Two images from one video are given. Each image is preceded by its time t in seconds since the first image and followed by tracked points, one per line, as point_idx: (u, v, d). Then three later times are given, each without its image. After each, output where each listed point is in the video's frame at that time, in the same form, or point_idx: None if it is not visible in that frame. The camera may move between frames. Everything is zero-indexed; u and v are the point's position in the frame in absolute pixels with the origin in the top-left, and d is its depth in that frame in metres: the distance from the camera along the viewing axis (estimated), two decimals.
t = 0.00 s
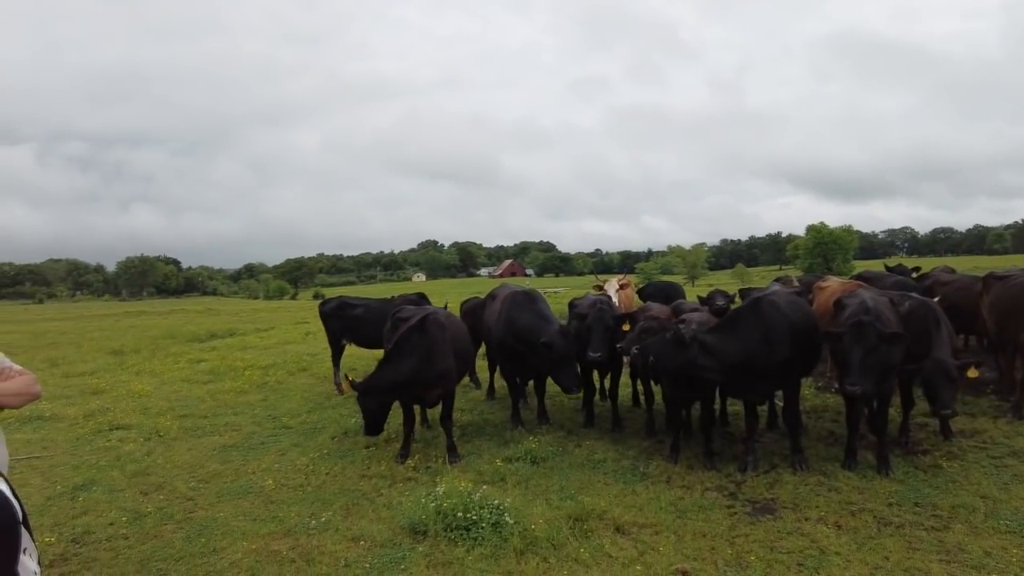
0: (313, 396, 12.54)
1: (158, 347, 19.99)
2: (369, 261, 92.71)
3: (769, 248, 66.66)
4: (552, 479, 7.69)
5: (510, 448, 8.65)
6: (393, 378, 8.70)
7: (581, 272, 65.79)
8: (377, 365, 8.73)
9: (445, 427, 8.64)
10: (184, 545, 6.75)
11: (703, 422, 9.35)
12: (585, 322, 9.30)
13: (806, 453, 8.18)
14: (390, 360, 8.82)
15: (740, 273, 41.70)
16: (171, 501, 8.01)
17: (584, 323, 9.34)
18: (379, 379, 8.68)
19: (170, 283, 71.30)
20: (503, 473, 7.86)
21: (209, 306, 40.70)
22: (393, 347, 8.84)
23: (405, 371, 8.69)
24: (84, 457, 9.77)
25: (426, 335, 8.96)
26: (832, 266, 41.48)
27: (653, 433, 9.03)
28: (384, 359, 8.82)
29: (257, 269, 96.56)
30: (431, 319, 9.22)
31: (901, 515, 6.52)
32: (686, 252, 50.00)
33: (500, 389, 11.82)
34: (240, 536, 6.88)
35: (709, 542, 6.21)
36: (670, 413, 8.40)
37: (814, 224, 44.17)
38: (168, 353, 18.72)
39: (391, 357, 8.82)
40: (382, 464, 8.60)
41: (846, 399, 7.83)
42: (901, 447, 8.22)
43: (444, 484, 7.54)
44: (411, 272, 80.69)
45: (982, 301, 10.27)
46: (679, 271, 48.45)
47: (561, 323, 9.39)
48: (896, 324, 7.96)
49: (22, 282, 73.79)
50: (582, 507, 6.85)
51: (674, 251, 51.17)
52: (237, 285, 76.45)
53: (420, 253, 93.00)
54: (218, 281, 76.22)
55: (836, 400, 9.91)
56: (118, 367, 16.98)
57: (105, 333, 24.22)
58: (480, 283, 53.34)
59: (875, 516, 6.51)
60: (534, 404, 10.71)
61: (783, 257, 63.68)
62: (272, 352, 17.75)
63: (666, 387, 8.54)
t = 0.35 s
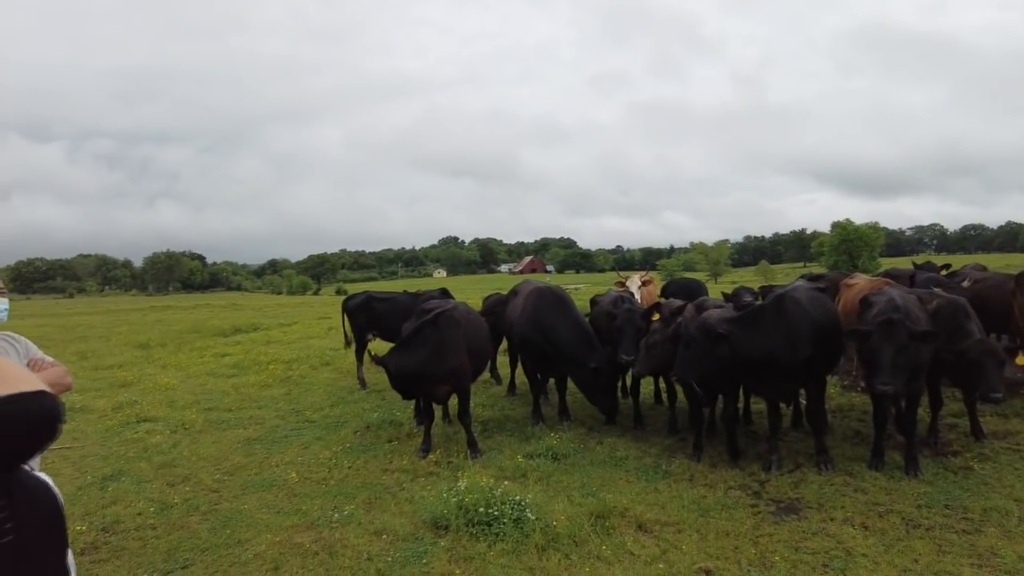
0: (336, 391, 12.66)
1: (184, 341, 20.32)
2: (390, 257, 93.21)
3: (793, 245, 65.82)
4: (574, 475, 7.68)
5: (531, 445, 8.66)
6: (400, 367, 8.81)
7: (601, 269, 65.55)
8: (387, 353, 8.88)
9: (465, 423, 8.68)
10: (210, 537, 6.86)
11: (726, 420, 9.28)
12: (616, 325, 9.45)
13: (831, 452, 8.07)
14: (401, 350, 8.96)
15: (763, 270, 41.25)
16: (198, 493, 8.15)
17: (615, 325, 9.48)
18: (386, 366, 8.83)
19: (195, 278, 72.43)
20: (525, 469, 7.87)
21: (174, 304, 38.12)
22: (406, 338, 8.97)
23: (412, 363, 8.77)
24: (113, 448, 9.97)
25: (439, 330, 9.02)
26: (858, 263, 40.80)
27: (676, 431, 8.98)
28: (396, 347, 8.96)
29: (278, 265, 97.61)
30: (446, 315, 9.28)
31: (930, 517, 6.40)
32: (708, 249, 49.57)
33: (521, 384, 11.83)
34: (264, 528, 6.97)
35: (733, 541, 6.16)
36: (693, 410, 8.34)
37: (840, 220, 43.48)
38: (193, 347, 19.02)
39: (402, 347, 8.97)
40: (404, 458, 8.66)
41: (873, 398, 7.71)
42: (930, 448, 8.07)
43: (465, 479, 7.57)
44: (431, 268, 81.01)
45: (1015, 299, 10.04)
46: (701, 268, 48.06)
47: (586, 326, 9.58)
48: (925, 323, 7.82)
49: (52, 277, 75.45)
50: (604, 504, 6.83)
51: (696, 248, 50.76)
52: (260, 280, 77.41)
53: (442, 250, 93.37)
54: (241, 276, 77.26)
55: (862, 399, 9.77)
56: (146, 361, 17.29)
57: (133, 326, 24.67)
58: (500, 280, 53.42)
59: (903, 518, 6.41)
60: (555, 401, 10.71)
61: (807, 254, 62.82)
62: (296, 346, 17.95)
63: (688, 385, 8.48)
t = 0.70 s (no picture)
0: (355, 385, 12.78)
1: (206, 335, 20.61)
2: (408, 253, 93.68)
3: (814, 242, 65.02)
4: (592, 472, 7.68)
5: (549, 441, 8.67)
6: (421, 364, 8.81)
7: (620, 265, 65.30)
8: (408, 349, 8.86)
9: (483, 418, 8.72)
10: (232, 528, 6.97)
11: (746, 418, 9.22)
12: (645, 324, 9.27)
13: (854, 452, 7.99)
14: (422, 346, 8.94)
15: (784, 267, 40.84)
16: (220, 485, 8.27)
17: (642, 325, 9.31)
18: (407, 362, 8.82)
19: (216, 273, 73.36)
20: (543, 465, 7.88)
21: (197, 299, 38.64)
22: (428, 334, 8.95)
23: (434, 360, 8.79)
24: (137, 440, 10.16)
25: (460, 328, 9.05)
26: (881, 260, 40.20)
27: (695, 428, 8.94)
28: (417, 343, 8.93)
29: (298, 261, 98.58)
30: (467, 312, 9.30)
31: (955, 518, 6.31)
32: (728, 245, 49.17)
33: (538, 380, 11.85)
34: (285, 520, 7.07)
35: (753, 539, 6.13)
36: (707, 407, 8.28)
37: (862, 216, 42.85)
38: (215, 341, 19.30)
39: (423, 342, 8.96)
40: (423, 452, 8.72)
41: (898, 396, 7.62)
42: (955, 449, 7.95)
43: (484, 474, 7.60)
44: (448, 264, 81.26)
45: None
46: (721, 265, 47.69)
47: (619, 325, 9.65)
48: (952, 320, 7.77)
49: (77, 272, 76.86)
50: (622, 501, 6.82)
51: (716, 244, 50.36)
52: (279, 275, 78.20)
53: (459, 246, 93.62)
54: (260, 272, 78.10)
55: (885, 399, 9.65)
56: (169, 354, 17.57)
57: (157, 321, 25.07)
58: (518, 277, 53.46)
59: (927, 519, 6.32)
60: (573, 397, 10.72)
61: (828, 251, 62.07)
62: (316, 341, 18.13)
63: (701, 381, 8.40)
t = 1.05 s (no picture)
0: (372, 381, 12.88)
1: (226, 331, 20.86)
2: (423, 251, 93.96)
3: (833, 240, 64.28)
4: (608, 469, 7.68)
5: (565, 438, 8.69)
6: (441, 366, 8.81)
7: (636, 263, 65.04)
8: (428, 352, 8.81)
9: (499, 415, 8.77)
10: (251, 521, 7.07)
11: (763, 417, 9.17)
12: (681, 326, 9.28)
13: (873, 451, 7.91)
14: (440, 347, 8.91)
15: (803, 265, 40.45)
16: (239, 478, 8.38)
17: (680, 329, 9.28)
18: (428, 366, 8.78)
19: (234, 270, 74.18)
20: (559, 462, 7.90)
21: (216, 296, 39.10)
22: (445, 334, 8.94)
23: (455, 361, 8.81)
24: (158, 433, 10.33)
25: (477, 325, 9.08)
26: (901, 259, 39.66)
27: (712, 427, 8.91)
28: (435, 344, 8.89)
29: (315, 258, 99.27)
30: (482, 309, 9.34)
31: (977, 520, 6.22)
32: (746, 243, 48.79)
33: (554, 377, 11.87)
34: (302, 514, 7.15)
35: (770, 538, 6.10)
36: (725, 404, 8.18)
37: (883, 214, 42.29)
38: (234, 337, 19.53)
39: (441, 342, 8.91)
40: (439, 448, 8.78)
41: (918, 396, 7.52)
42: (978, 450, 7.85)
43: (500, 470, 7.63)
44: (464, 262, 81.43)
45: None
46: (738, 263, 47.33)
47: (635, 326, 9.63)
48: (974, 319, 7.67)
49: (99, 268, 78.11)
50: (638, 498, 6.82)
51: (733, 242, 49.98)
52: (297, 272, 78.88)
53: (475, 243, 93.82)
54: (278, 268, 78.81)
55: (905, 398, 9.54)
56: (189, 349, 17.82)
57: (178, 316, 25.45)
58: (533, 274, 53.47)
59: (948, 520, 6.25)
60: (589, 395, 10.72)
61: (848, 249, 61.35)
62: (334, 337, 18.30)
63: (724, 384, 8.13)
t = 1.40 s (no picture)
0: (384, 377, 12.93)
1: (239, 327, 21.03)
2: (435, 248, 94.16)
3: (847, 238, 63.76)
4: (620, 467, 7.68)
5: (577, 435, 8.68)
6: (458, 364, 8.81)
7: (647, 261, 64.86)
8: (443, 351, 8.80)
9: (510, 411, 8.79)
10: (264, 515, 7.13)
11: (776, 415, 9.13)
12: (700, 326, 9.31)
13: (888, 451, 7.85)
14: (454, 345, 8.89)
15: (817, 264, 40.18)
16: (252, 473, 8.45)
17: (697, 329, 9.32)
18: (445, 365, 8.77)
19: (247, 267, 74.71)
20: (570, 459, 7.90)
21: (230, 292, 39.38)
22: (460, 333, 8.92)
23: (471, 358, 8.82)
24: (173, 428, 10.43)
25: (490, 322, 9.09)
26: (918, 256, 39.22)
27: (725, 425, 8.88)
28: (449, 343, 8.87)
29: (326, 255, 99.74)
30: (493, 306, 9.34)
31: (994, 521, 6.16)
32: (759, 241, 48.50)
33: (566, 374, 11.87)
34: (315, 509, 7.20)
35: (783, 537, 6.07)
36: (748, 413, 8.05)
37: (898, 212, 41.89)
38: (248, 333, 19.68)
39: (456, 341, 8.88)
40: (451, 444, 8.80)
41: (935, 396, 7.45)
42: (995, 449, 7.76)
43: (511, 467, 7.65)
44: (475, 259, 81.48)
45: None
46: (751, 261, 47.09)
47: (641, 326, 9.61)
48: (992, 317, 7.57)
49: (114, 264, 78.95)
50: (650, 496, 6.80)
51: (746, 240, 49.71)
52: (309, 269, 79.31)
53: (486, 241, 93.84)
54: (291, 265, 79.29)
55: (921, 397, 9.45)
56: (204, 345, 17.98)
57: (192, 313, 25.66)
58: (544, 272, 53.45)
59: (964, 521, 6.19)
60: (601, 392, 10.72)
61: (862, 248, 60.85)
62: (346, 334, 18.39)
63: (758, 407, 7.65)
